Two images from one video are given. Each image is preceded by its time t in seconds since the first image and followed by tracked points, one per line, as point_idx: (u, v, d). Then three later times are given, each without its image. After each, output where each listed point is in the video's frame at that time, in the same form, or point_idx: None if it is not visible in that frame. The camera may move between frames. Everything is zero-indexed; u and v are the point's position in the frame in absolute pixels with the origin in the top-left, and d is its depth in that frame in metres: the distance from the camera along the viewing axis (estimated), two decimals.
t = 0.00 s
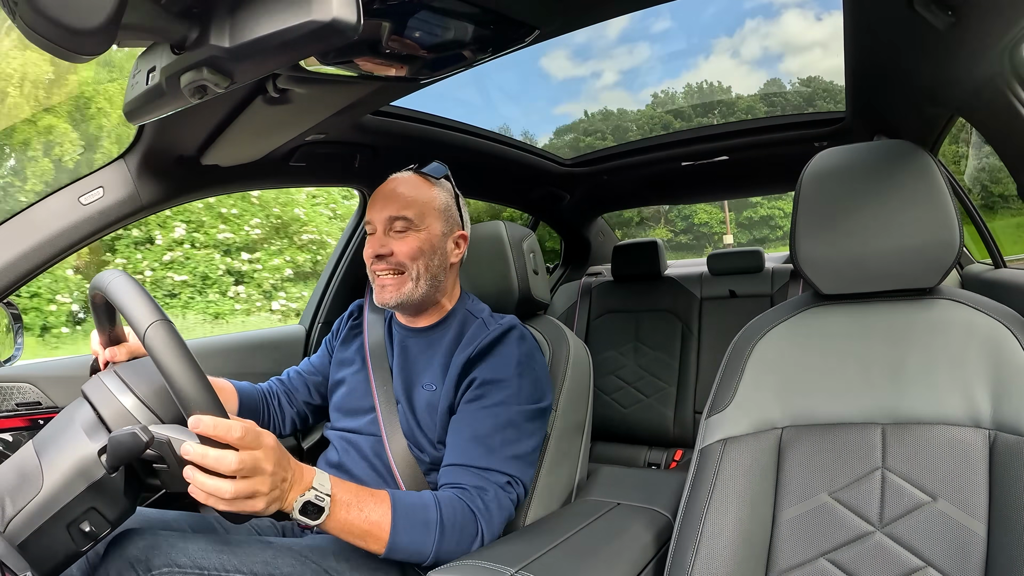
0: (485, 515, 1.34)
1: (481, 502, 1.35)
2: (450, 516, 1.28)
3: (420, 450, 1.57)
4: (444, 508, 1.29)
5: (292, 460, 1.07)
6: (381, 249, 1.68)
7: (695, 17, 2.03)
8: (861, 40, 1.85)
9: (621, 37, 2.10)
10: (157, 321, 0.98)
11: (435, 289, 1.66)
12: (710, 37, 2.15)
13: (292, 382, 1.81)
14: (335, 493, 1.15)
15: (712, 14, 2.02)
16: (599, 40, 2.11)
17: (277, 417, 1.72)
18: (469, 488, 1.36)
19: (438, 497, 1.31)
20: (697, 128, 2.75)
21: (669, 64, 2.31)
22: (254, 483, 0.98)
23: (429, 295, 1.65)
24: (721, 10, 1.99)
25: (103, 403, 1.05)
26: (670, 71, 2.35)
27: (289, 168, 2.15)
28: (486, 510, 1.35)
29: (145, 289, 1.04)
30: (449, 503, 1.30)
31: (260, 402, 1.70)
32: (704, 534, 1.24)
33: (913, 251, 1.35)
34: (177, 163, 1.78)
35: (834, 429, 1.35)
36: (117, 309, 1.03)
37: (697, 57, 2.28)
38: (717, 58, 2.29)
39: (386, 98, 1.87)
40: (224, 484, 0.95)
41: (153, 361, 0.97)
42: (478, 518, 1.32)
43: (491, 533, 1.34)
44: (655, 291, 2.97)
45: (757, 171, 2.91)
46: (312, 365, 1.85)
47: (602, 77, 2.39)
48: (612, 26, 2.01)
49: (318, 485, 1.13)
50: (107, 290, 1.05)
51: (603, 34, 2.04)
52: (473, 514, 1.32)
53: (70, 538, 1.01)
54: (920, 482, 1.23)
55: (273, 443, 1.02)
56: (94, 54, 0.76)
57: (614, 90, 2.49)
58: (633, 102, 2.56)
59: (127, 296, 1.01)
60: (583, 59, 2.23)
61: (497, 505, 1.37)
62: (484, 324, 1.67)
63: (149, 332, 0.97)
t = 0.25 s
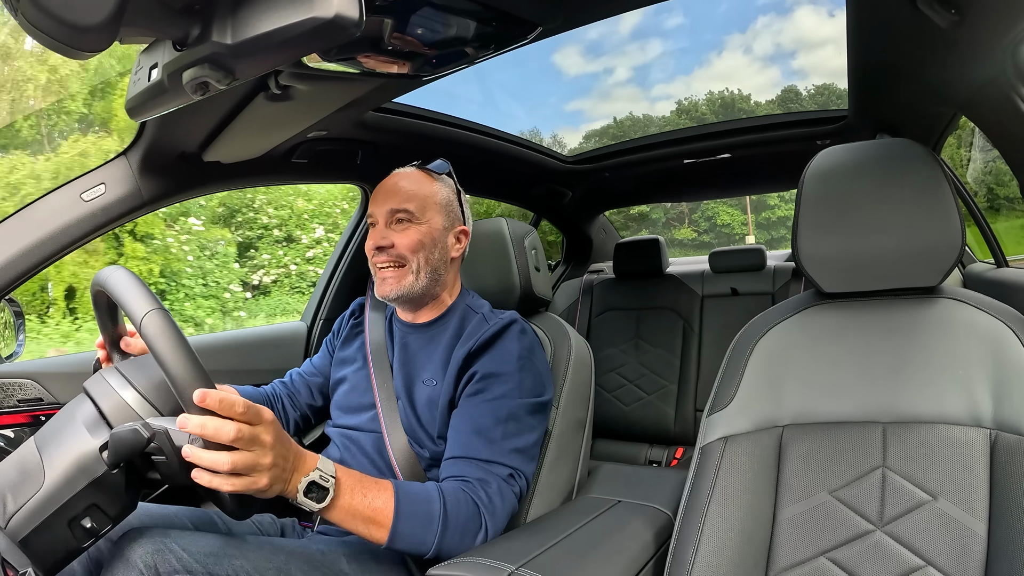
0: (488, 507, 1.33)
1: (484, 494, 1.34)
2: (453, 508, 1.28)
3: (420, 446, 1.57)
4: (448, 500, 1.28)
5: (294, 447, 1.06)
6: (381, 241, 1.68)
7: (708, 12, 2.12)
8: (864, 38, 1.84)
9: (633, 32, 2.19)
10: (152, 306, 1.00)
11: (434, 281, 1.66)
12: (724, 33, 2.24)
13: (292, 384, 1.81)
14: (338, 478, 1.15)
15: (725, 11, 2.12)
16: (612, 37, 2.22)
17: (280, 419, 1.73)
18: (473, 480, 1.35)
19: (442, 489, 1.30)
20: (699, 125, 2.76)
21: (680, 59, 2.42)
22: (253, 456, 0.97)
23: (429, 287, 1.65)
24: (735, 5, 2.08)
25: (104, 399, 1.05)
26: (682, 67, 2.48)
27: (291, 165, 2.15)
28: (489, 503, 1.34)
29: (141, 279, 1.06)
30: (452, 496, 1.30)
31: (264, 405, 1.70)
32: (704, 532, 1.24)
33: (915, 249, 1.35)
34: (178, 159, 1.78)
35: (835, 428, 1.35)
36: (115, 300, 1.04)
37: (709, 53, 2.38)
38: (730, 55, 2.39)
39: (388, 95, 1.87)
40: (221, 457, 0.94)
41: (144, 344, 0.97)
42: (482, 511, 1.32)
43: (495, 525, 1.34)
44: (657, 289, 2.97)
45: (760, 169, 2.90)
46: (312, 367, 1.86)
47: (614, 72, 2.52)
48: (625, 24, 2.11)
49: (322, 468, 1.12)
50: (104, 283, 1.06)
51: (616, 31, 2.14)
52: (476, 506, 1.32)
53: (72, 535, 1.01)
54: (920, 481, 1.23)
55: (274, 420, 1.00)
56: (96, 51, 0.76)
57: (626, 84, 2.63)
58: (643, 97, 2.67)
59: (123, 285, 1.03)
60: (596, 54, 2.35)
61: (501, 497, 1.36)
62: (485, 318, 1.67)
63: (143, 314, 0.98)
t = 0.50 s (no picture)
0: (489, 497, 1.32)
1: (487, 485, 1.33)
2: (454, 499, 1.27)
3: (423, 442, 1.56)
4: (449, 490, 1.28)
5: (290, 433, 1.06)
6: (387, 238, 1.68)
7: (718, 10, 2.22)
8: (868, 39, 1.84)
9: (646, 30, 2.32)
10: (148, 296, 1.01)
11: (439, 278, 1.67)
12: (714, 50, 2.50)
13: (294, 390, 1.82)
14: (334, 469, 1.16)
15: (734, 8, 2.20)
16: (623, 33, 2.32)
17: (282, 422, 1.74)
18: (474, 471, 1.35)
19: (443, 480, 1.29)
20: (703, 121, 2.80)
21: (691, 56, 2.56)
22: (252, 441, 0.95)
23: (433, 284, 1.66)
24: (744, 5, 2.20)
25: (108, 397, 1.06)
26: (693, 64, 2.62)
27: (294, 163, 2.16)
28: (492, 494, 1.33)
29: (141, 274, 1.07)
30: (454, 486, 1.29)
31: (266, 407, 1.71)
32: (705, 532, 1.24)
33: (918, 249, 1.35)
34: (182, 157, 1.79)
35: (835, 429, 1.35)
36: (116, 295, 1.05)
37: (720, 50, 2.48)
38: (740, 51, 2.49)
39: (391, 94, 1.87)
40: (217, 440, 0.92)
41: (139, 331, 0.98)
42: (484, 501, 1.31)
43: (497, 516, 1.32)
44: (659, 288, 2.97)
45: (763, 168, 2.90)
46: (310, 374, 1.86)
47: (625, 68, 2.67)
48: (635, 21, 2.19)
49: (317, 460, 1.12)
50: (104, 279, 1.08)
51: (627, 28, 2.22)
52: (479, 497, 1.31)
53: (75, 533, 1.02)
54: (921, 482, 1.23)
55: (270, 404, 0.98)
56: (99, 49, 0.77)
57: (637, 82, 2.79)
58: (654, 92, 2.82)
59: (122, 279, 1.05)
60: (606, 52, 2.49)
61: (504, 487, 1.35)
62: (487, 312, 1.67)
63: (139, 303, 1.00)
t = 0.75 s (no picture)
0: (509, 468, 1.29)
1: (506, 459, 1.30)
2: (474, 474, 1.24)
3: (428, 433, 1.56)
4: (468, 465, 1.25)
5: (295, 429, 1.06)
6: (392, 236, 1.68)
7: (728, 6, 2.28)
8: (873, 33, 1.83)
9: (655, 27, 2.37)
10: (148, 291, 1.02)
11: (444, 274, 1.67)
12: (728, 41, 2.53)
13: (298, 389, 1.83)
14: (343, 460, 1.16)
15: (743, 6, 2.28)
16: (633, 31, 2.34)
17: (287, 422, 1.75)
18: (491, 447, 1.32)
19: (459, 459, 1.27)
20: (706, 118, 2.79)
21: (699, 53, 2.62)
22: (251, 432, 0.95)
23: (438, 281, 1.67)
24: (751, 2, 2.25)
25: (113, 395, 1.06)
26: (701, 61, 2.67)
27: (298, 161, 2.16)
28: (513, 467, 1.30)
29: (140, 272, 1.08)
30: (473, 462, 1.26)
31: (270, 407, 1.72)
32: (710, 528, 1.24)
33: (921, 246, 1.35)
34: (186, 156, 1.79)
35: (839, 426, 1.35)
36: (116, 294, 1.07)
37: (730, 46, 2.55)
38: (749, 48, 2.55)
39: (394, 91, 1.87)
40: (217, 432, 0.92)
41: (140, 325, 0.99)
42: (505, 473, 1.28)
43: (521, 489, 1.29)
44: (664, 284, 2.96)
45: (768, 164, 2.89)
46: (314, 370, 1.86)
47: (635, 65, 2.72)
48: (644, 18, 2.21)
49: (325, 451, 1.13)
50: (105, 280, 1.09)
51: (636, 25, 2.24)
52: (499, 470, 1.28)
53: (81, 530, 1.04)
54: (926, 478, 1.23)
55: (275, 401, 0.99)
56: (103, 48, 0.77)
57: (646, 79, 2.85)
58: (663, 89, 2.88)
59: (122, 277, 1.06)
60: (616, 49, 2.49)
61: (525, 460, 1.32)
62: (493, 305, 1.67)
63: (139, 297, 1.01)
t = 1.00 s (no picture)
0: (523, 470, 1.29)
1: (519, 460, 1.30)
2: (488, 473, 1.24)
3: (430, 430, 1.56)
4: (482, 465, 1.25)
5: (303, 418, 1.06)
6: (402, 230, 1.68)
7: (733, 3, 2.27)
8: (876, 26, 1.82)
9: (660, 25, 2.34)
10: (152, 289, 1.03)
11: (453, 272, 1.67)
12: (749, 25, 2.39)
13: (304, 388, 1.82)
14: (361, 448, 1.16)
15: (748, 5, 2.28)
16: (638, 28, 2.34)
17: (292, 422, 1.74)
18: (505, 447, 1.31)
19: (474, 457, 1.26)
20: (707, 116, 2.78)
21: (704, 52, 2.57)
22: (251, 427, 0.96)
23: (446, 278, 1.67)
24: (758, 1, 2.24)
25: (116, 395, 1.06)
26: (708, 58, 2.60)
27: (300, 160, 2.16)
28: (526, 469, 1.30)
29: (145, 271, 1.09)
30: (488, 462, 1.26)
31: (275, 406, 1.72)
32: (714, 524, 1.24)
33: (925, 241, 1.34)
34: (188, 156, 1.80)
35: (843, 422, 1.34)
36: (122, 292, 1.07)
37: (735, 44, 2.50)
38: (756, 46, 2.50)
39: (396, 89, 1.87)
40: (218, 432, 0.93)
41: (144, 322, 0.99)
42: (518, 475, 1.28)
43: (534, 489, 1.30)
44: (667, 281, 2.96)
45: (771, 159, 2.88)
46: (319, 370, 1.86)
47: (639, 64, 2.66)
48: (650, 16, 2.23)
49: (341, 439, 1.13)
50: (109, 279, 1.09)
51: (642, 22, 2.25)
52: (512, 471, 1.28)
53: (86, 530, 1.04)
54: (931, 473, 1.22)
55: (272, 389, 0.98)
56: (104, 49, 0.77)
57: (653, 77, 2.77)
58: (667, 87, 2.80)
59: (127, 275, 1.06)
60: (622, 46, 2.48)
61: (538, 462, 1.33)
62: (497, 302, 1.67)
63: (142, 296, 1.01)
